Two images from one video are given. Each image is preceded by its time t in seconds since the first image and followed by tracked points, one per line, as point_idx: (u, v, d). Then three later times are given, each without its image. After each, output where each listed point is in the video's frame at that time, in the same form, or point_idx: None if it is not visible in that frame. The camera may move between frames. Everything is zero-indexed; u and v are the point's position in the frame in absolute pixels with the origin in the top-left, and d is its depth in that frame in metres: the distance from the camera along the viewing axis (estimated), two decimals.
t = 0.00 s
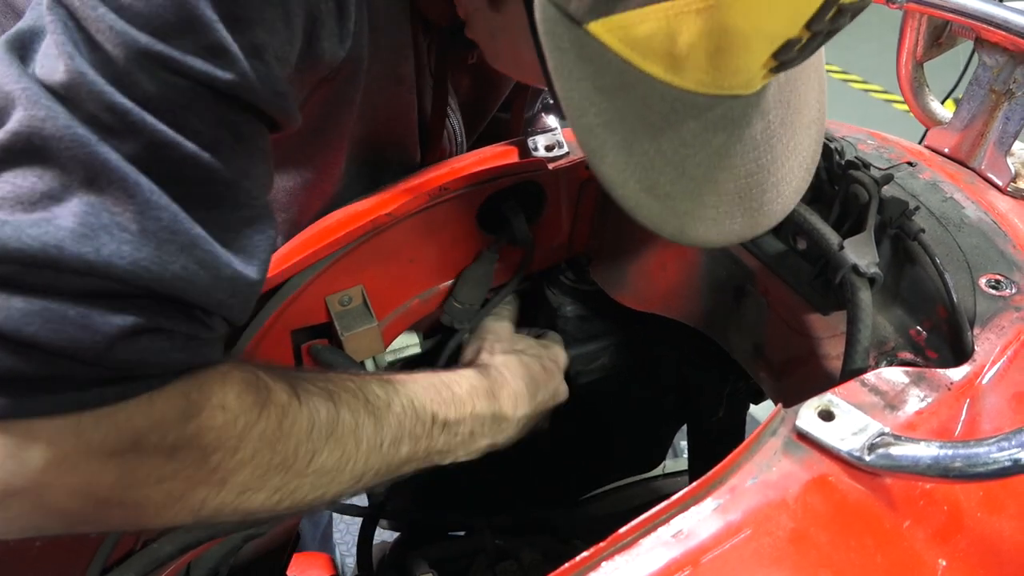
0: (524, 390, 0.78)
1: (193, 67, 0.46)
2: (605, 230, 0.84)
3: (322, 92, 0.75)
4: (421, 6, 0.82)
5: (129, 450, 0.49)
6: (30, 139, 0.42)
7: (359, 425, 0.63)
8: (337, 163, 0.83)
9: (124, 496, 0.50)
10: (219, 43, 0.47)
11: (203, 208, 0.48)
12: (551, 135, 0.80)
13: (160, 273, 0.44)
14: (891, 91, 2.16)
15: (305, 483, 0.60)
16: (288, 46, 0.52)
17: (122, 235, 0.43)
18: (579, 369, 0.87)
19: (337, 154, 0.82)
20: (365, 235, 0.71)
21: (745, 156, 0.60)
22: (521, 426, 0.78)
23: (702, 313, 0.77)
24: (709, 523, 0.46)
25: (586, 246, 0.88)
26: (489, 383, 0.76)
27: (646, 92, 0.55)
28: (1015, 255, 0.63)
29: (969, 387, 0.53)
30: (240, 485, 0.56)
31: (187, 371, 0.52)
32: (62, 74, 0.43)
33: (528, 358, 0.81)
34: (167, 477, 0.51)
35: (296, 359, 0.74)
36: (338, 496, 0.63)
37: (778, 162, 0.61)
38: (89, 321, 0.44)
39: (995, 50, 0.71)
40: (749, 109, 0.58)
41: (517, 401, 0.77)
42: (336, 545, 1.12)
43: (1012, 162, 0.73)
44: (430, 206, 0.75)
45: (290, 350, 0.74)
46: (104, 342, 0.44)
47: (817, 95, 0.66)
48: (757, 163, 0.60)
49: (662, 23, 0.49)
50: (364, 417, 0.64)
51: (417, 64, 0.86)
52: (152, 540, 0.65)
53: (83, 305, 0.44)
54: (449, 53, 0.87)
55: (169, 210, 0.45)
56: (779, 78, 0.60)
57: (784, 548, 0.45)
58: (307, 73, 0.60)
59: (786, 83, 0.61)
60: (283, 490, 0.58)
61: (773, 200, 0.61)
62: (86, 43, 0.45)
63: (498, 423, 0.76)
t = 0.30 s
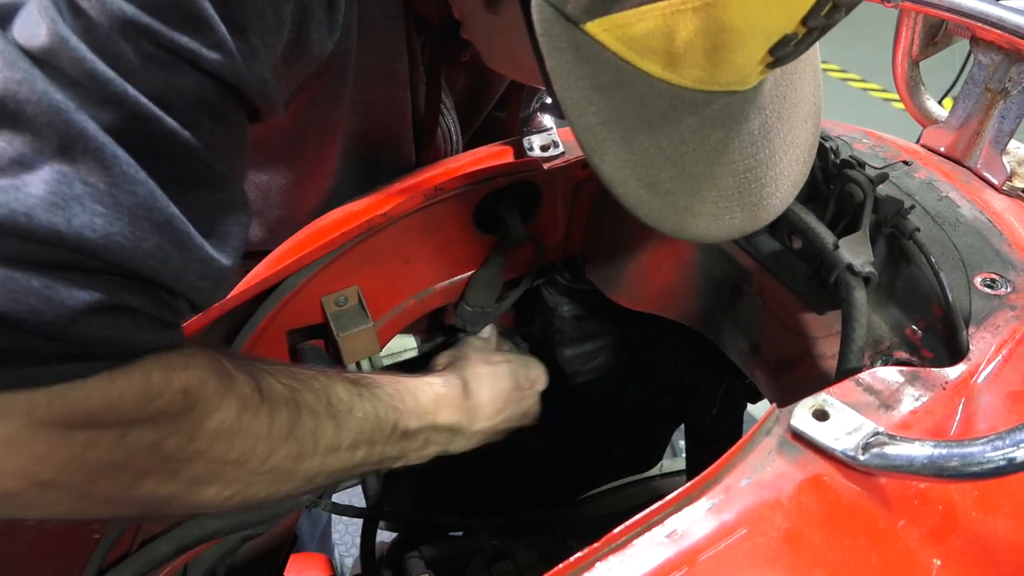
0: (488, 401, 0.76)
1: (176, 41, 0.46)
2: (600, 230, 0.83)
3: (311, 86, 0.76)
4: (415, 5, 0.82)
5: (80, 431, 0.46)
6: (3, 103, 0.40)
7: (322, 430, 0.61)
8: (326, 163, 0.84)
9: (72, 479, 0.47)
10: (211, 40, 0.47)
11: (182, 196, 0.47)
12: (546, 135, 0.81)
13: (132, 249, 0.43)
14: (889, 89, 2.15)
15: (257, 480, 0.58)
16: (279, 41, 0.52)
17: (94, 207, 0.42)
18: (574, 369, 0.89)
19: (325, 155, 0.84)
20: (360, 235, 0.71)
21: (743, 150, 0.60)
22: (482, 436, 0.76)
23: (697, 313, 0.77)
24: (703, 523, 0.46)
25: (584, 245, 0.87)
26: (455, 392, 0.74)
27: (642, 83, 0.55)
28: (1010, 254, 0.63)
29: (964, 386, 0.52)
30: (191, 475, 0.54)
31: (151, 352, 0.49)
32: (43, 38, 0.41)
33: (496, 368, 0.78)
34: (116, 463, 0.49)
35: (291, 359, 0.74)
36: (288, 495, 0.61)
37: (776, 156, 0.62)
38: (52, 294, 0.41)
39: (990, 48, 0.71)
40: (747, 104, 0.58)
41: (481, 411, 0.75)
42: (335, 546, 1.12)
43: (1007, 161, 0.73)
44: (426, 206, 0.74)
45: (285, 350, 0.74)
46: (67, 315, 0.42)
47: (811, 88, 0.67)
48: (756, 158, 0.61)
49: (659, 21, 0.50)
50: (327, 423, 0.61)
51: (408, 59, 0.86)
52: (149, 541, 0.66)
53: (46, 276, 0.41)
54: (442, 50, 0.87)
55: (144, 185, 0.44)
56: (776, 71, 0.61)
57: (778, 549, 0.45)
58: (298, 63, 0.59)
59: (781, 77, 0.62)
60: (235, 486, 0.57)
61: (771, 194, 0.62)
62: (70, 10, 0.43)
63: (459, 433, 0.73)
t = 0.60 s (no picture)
0: (480, 412, 0.76)
1: (181, 62, 0.45)
2: (599, 229, 0.83)
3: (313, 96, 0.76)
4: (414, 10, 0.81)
5: (98, 459, 0.45)
6: (10, 130, 0.40)
7: (326, 449, 0.60)
8: (326, 165, 0.84)
9: (90, 506, 0.47)
10: (210, 50, 0.47)
11: (187, 211, 0.47)
12: (544, 135, 0.80)
13: (147, 278, 0.43)
14: (889, 88, 2.15)
15: (264, 500, 0.57)
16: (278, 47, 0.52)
17: (107, 236, 0.42)
18: (574, 369, 0.87)
19: (324, 160, 0.83)
20: (359, 236, 0.71)
21: (755, 164, 0.59)
22: (478, 446, 0.76)
23: (697, 313, 0.77)
24: (701, 524, 0.45)
25: (583, 245, 0.87)
26: (449, 405, 0.74)
27: (651, 102, 0.55)
28: (1010, 254, 0.63)
29: (963, 386, 0.52)
30: (204, 499, 0.53)
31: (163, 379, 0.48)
32: (48, 62, 0.42)
33: (485, 380, 0.79)
34: (131, 490, 0.48)
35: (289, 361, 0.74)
36: (293, 513, 0.61)
37: (788, 167, 0.61)
38: (70, 328, 0.41)
39: (989, 47, 0.70)
40: (758, 117, 0.57)
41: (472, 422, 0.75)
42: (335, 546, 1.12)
43: (1006, 160, 0.72)
44: (425, 206, 0.74)
45: (283, 351, 0.73)
46: (87, 348, 0.42)
47: (820, 92, 0.66)
48: (768, 170, 0.60)
49: (670, 42, 0.50)
50: (331, 442, 0.61)
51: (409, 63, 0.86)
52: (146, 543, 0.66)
53: (64, 312, 0.41)
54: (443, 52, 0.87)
55: (156, 212, 0.43)
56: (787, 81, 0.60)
57: (777, 550, 0.45)
58: (300, 73, 0.59)
59: (792, 86, 0.61)
60: (243, 507, 0.56)
61: (785, 205, 0.61)
62: (71, 31, 0.44)
63: (457, 446, 0.73)
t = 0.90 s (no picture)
0: (483, 410, 0.76)
1: (177, 71, 0.45)
2: (597, 228, 0.83)
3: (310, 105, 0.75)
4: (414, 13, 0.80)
5: (88, 466, 0.46)
6: (4, 139, 0.41)
7: (320, 449, 0.61)
8: (327, 168, 0.83)
9: (83, 511, 0.48)
10: (206, 57, 0.47)
11: (182, 218, 0.47)
12: (542, 136, 0.81)
13: (139, 288, 0.43)
14: (889, 87, 2.15)
15: (262, 501, 0.58)
16: (278, 53, 0.52)
17: (100, 246, 0.42)
18: (573, 369, 0.87)
19: (326, 164, 0.83)
20: (358, 236, 0.71)
21: (757, 175, 0.60)
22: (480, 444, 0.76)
23: (696, 313, 0.76)
24: (701, 525, 0.45)
25: (581, 244, 0.87)
26: (449, 400, 0.74)
27: (654, 116, 0.55)
28: (1009, 254, 0.62)
29: (963, 387, 0.52)
30: (198, 502, 0.54)
31: (156, 388, 0.49)
32: (42, 71, 0.42)
33: (490, 379, 0.78)
34: (121, 494, 0.49)
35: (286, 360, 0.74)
36: (290, 512, 0.61)
37: (790, 178, 0.61)
38: (61, 338, 0.42)
39: (989, 46, 0.70)
40: (760, 128, 0.57)
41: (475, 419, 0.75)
42: (335, 546, 1.12)
43: (1006, 159, 0.72)
44: (423, 207, 0.74)
45: (281, 351, 0.73)
46: (76, 358, 0.42)
47: (822, 104, 0.66)
48: (770, 181, 0.60)
49: (673, 57, 0.50)
50: (325, 442, 0.61)
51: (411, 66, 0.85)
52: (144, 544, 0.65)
53: (56, 323, 0.42)
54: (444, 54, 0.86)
55: (150, 223, 0.43)
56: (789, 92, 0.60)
57: (776, 552, 0.45)
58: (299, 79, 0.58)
59: (792, 99, 0.61)
60: (239, 509, 0.57)
61: (787, 216, 0.61)
62: (68, 40, 0.44)
63: (456, 442, 0.73)
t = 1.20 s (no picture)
0: (488, 400, 0.75)
1: (173, 73, 0.45)
2: (598, 228, 0.83)
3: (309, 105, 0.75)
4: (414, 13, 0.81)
5: (86, 463, 0.47)
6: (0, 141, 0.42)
7: (320, 436, 0.62)
8: (328, 168, 0.83)
9: (82, 508, 0.49)
10: (201, 58, 0.46)
11: (177, 220, 0.47)
12: (542, 134, 0.80)
13: (133, 289, 0.44)
14: (890, 85, 2.14)
15: (264, 491, 0.59)
16: (273, 55, 0.51)
17: (93, 248, 0.42)
18: (573, 368, 0.87)
19: (326, 163, 0.82)
20: (357, 236, 0.71)
21: (760, 175, 0.60)
22: (484, 431, 0.76)
23: (696, 313, 0.76)
24: (701, 528, 0.45)
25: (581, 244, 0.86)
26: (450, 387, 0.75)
27: (655, 113, 0.55)
28: (1011, 254, 0.62)
29: (965, 388, 0.52)
30: (199, 496, 0.55)
31: (150, 386, 0.50)
32: (36, 73, 0.43)
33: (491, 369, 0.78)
34: (123, 491, 0.50)
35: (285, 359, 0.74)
36: (295, 502, 0.62)
37: (791, 176, 0.61)
38: (55, 339, 0.43)
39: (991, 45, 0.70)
40: (762, 127, 0.57)
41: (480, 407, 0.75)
42: (335, 546, 1.11)
43: (1008, 159, 0.72)
44: (423, 206, 0.74)
45: (280, 351, 0.73)
46: (70, 358, 0.43)
47: (823, 101, 0.66)
48: (772, 179, 0.60)
49: (674, 55, 0.50)
50: (324, 429, 0.62)
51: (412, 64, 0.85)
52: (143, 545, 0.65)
53: (50, 324, 0.43)
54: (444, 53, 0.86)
55: (143, 224, 0.44)
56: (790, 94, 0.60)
57: (777, 555, 0.44)
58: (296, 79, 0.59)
59: (794, 97, 0.61)
60: (244, 499, 0.58)
61: (787, 214, 0.61)
62: (64, 42, 0.44)
63: (459, 427, 0.74)
